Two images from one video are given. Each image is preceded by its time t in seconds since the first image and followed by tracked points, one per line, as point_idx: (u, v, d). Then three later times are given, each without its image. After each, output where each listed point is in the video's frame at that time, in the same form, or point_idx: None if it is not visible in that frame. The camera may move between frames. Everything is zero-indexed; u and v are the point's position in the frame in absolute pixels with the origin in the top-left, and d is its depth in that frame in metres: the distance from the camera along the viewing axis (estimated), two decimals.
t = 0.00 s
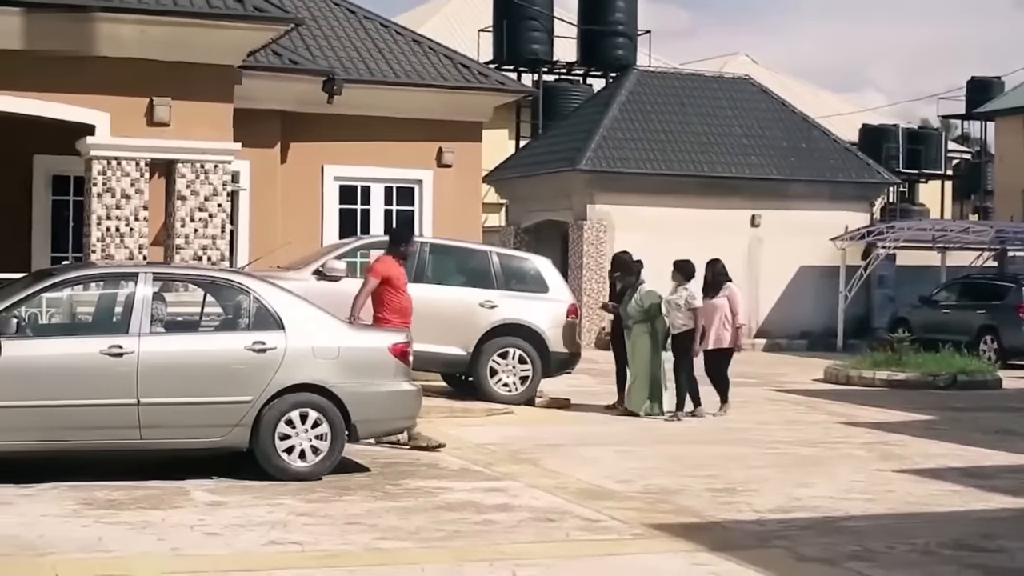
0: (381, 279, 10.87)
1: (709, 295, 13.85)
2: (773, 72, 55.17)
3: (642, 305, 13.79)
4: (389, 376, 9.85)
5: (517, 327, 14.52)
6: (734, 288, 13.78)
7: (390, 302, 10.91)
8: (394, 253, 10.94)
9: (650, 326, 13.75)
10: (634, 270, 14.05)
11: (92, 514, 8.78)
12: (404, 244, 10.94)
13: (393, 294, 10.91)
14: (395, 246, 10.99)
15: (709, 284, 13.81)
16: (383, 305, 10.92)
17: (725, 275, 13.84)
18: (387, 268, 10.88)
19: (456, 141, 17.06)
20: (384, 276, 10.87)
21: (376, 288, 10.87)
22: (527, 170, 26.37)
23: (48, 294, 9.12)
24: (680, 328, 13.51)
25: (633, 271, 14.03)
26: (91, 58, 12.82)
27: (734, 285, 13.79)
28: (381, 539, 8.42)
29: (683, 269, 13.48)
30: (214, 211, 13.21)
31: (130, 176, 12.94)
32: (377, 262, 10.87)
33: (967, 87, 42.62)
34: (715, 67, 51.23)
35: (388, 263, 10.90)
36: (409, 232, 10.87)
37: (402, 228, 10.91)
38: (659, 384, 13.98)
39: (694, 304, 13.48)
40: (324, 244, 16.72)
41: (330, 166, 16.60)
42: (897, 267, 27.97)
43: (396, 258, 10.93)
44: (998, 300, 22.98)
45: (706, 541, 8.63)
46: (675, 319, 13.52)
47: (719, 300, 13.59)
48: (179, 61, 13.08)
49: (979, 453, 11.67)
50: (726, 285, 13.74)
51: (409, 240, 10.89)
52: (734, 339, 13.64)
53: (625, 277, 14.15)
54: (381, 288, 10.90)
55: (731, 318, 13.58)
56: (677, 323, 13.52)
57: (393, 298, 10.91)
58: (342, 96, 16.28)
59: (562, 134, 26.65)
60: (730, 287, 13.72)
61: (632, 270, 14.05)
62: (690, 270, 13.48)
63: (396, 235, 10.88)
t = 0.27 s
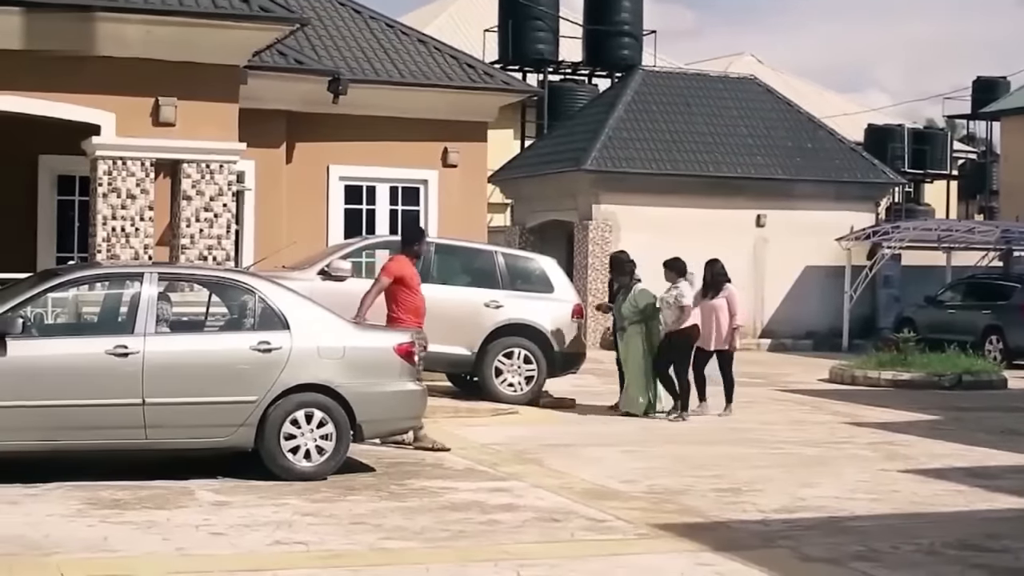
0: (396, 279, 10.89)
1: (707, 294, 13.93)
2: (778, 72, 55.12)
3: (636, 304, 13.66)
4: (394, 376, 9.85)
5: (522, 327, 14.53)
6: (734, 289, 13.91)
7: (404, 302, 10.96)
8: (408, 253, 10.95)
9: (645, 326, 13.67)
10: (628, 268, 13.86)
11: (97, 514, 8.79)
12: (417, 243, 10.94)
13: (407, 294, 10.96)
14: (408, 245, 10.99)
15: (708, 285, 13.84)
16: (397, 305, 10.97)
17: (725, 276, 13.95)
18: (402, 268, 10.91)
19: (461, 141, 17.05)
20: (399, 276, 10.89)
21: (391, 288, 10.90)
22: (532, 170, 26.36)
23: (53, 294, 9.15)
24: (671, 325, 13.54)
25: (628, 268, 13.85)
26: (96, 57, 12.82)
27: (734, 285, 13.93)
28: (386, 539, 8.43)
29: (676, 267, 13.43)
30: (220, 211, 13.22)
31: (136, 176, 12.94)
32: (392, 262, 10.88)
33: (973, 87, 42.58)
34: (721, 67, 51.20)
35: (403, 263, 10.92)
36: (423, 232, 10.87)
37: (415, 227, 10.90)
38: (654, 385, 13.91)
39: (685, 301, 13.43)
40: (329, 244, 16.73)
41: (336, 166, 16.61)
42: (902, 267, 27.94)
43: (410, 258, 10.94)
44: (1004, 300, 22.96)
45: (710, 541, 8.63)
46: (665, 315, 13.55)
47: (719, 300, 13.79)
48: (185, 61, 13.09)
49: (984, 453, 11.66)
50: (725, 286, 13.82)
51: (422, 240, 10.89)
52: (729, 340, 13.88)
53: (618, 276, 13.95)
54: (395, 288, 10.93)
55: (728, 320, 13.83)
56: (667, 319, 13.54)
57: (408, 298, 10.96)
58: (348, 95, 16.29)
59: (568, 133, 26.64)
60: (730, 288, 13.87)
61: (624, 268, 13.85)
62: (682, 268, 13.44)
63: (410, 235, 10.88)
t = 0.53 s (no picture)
0: (406, 279, 10.90)
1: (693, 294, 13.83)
2: (779, 72, 55.11)
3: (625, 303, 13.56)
4: (396, 376, 9.85)
5: (524, 327, 14.50)
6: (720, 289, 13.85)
7: (414, 302, 10.97)
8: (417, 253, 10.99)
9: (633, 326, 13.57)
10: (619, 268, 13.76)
11: (99, 514, 8.79)
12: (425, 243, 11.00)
13: (417, 294, 10.97)
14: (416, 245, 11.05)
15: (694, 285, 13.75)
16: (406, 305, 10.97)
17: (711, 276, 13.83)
18: (412, 268, 10.92)
19: (463, 141, 17.04)
20: (408, 276, 10.90)
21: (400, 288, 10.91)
22: (533, 170, 26.37)
23: (54, 294, 9.15)
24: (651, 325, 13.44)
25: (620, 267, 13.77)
26: (97, 57, 12.81)
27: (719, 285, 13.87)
28: (387, 539, 8.43)
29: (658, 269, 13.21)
30: (221, 211, 13.24)
31: (137, 176, 12.94)
32: (402, 262, 10.91)
33: (974, 87, 42.57)
34: (722, 67, 51.19)
35: (412, 263, 10.94)
36: (432, 231, 10.94)
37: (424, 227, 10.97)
38: (641, 385, 13.89)
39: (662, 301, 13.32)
40: (331, 244, 16.73)
41: (337, 166, 16.61)
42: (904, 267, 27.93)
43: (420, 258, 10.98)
44: (1005, 300, 22.96)
45: (711, 541, 8.62)
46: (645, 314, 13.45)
47: (703, 300, 13.76)
48: (186, 61, 13.09)
49: (985, 454, 11.66)
50: (711, 286, 13.74)
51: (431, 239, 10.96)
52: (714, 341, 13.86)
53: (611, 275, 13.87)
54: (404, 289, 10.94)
55: (714, 320, 13.80)
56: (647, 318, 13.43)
57: (417, 298, 10.97)
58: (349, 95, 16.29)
59: (569, 133, 26.64)
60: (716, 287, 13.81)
61: (617, 267, 13.76)
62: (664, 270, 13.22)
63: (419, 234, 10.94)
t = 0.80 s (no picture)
0: (413, 279, 10.94)
1: (683, 293, 13.89)
2: (779, 72, 55.11)
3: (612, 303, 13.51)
4: (397, 376, 9.85)
5: (524, 327, 14.49)
6: (711, 287, 13.84)
7: (422, 303, 10.98)
8: (423, 254, 11.05)
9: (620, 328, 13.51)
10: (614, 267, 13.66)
11: (100, 514, 8.79)
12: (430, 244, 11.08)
13: (424, 295, 10.98)
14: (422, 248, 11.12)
15: (685, 284, 13.78)
16: (414, 306, 10.98)
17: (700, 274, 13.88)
18: (418, 268, 10.97)
19: (463, 141, 17.05)
20: (415, 277, 10.94)
21: (407, 289, 10.93)
22: (534, 170, 26.38)
23: (55, 294, 9.16)
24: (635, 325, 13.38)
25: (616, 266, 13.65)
26: (98, 57, 12.81)
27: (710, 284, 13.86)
28: (388, 539, 8.43)
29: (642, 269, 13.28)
30: (222, 211, 13.26)
31: (138, 176, 12.94)
32: (408, 263, 10.97)
33: (975, 87, 42.56)
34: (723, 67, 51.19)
35: (418, 263, 10.99)
36: (437, 231, 11.04)
37: (429, 228, 11.07)
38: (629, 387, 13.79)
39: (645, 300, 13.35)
40: (331, 244, 16.74)
41: (338, 166, 16.62)
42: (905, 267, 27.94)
43: (426, 259, 11.04)
44: (1006, 301, 22.97)
45: (712, 542, 8.63)
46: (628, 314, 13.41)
47: (695, 300, 13.76)
48: (187, 62, 13.09)
49: (986, 454, 11.66)
50: (702, 285, 13.75)
51: (436, 239, 11.05)
52: (706, 339, 13.81)
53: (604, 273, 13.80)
54: (411, 289, 10.96)
55: (705, 318, 13.78)
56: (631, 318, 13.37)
57: (425, 298, 10.98)
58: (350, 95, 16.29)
59: (570, 133, 26.64)
60: (707, 286, 13.81)
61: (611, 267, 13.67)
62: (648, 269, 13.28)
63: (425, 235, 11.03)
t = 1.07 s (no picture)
0: (427, 280, 10.97)
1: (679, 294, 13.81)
2: (788, 72, 55.06)
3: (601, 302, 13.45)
4: (405, 376, 9.85)
5: (533, 327, 14.48)
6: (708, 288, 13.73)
7: (436, 303, 11.00)
8: (437, 255, 11.10)
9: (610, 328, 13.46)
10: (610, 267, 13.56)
11: (108, 514, 8.81)
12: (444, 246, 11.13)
13: (438, 295, 11.00)
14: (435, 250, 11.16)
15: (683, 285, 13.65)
16: (428, 306, 11.00)
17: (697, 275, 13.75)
18: (432, 269, 11.01)
19: (472, 141, 17.06)
20: (429, 277, 10.98)
21: (421, 289, 10.96)
22: (542, 170, 26.38)
23: (64, 294, 9.21)
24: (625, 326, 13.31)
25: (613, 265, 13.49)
26: (108, 58, 12.84)
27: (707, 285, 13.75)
28: (397, 539, 8.44)
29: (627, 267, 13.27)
30: (230, 211, 13.22)
31: (147, 176, 12.96)
32: (423, 264, 11.01)
33: (984, 87, 42.45)
34: (732, 67, 51.14)
35: (432, 264, 11.04)
36: (451, 232, 11.09)
37: (443, 230, 11.12)
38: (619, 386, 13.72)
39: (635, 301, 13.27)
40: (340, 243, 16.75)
41: (347, 166, 16.62)
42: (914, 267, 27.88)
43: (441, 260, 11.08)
44: (1015, 301, 22.92)
45: (721, 542, 8.62)
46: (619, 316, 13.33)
47: (691, 300, 13.68)
48: (195, 62, 13.11)
49: (996, 454, 11.63)
50: (699, 286, 13.63)
51: (449, 240, 11.09)
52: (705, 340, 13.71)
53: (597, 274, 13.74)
54: (425, 290, 10.98)
55: (702, 319, 13.69)
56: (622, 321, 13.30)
57: (439, 299, 11.00)
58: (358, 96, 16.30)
59: (579, 134, 26.64)
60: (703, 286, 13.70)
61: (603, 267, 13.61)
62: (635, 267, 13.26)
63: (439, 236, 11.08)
